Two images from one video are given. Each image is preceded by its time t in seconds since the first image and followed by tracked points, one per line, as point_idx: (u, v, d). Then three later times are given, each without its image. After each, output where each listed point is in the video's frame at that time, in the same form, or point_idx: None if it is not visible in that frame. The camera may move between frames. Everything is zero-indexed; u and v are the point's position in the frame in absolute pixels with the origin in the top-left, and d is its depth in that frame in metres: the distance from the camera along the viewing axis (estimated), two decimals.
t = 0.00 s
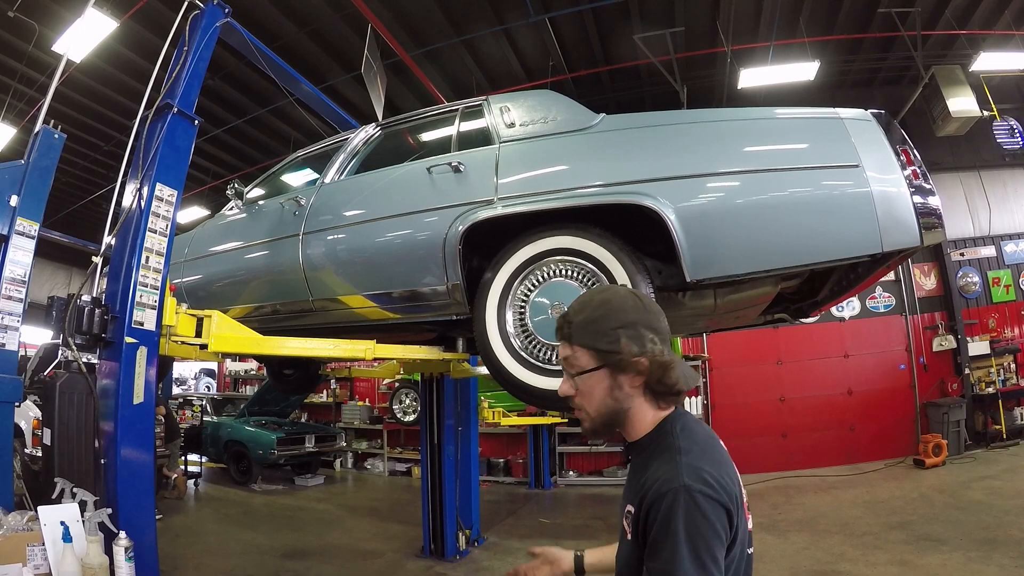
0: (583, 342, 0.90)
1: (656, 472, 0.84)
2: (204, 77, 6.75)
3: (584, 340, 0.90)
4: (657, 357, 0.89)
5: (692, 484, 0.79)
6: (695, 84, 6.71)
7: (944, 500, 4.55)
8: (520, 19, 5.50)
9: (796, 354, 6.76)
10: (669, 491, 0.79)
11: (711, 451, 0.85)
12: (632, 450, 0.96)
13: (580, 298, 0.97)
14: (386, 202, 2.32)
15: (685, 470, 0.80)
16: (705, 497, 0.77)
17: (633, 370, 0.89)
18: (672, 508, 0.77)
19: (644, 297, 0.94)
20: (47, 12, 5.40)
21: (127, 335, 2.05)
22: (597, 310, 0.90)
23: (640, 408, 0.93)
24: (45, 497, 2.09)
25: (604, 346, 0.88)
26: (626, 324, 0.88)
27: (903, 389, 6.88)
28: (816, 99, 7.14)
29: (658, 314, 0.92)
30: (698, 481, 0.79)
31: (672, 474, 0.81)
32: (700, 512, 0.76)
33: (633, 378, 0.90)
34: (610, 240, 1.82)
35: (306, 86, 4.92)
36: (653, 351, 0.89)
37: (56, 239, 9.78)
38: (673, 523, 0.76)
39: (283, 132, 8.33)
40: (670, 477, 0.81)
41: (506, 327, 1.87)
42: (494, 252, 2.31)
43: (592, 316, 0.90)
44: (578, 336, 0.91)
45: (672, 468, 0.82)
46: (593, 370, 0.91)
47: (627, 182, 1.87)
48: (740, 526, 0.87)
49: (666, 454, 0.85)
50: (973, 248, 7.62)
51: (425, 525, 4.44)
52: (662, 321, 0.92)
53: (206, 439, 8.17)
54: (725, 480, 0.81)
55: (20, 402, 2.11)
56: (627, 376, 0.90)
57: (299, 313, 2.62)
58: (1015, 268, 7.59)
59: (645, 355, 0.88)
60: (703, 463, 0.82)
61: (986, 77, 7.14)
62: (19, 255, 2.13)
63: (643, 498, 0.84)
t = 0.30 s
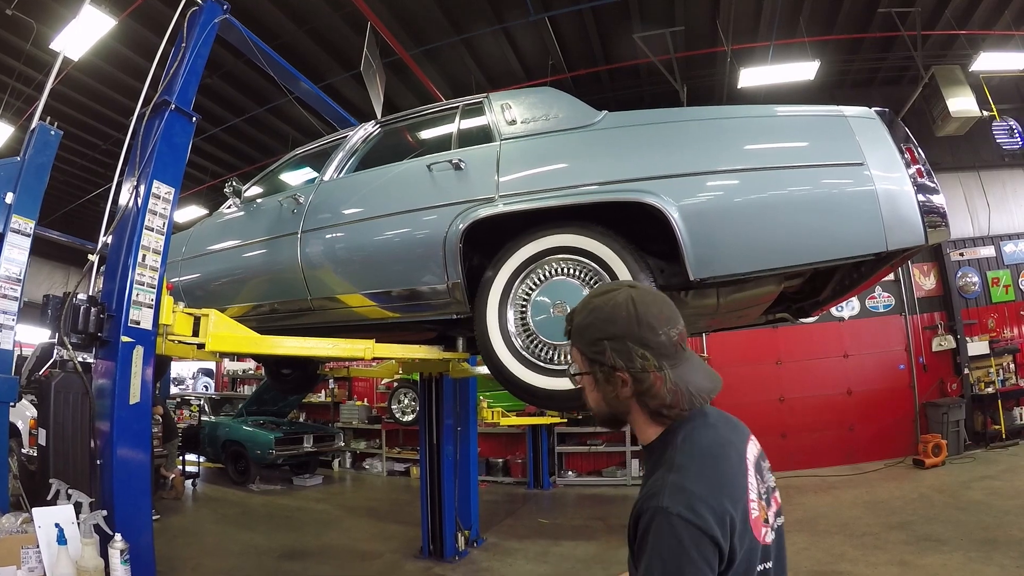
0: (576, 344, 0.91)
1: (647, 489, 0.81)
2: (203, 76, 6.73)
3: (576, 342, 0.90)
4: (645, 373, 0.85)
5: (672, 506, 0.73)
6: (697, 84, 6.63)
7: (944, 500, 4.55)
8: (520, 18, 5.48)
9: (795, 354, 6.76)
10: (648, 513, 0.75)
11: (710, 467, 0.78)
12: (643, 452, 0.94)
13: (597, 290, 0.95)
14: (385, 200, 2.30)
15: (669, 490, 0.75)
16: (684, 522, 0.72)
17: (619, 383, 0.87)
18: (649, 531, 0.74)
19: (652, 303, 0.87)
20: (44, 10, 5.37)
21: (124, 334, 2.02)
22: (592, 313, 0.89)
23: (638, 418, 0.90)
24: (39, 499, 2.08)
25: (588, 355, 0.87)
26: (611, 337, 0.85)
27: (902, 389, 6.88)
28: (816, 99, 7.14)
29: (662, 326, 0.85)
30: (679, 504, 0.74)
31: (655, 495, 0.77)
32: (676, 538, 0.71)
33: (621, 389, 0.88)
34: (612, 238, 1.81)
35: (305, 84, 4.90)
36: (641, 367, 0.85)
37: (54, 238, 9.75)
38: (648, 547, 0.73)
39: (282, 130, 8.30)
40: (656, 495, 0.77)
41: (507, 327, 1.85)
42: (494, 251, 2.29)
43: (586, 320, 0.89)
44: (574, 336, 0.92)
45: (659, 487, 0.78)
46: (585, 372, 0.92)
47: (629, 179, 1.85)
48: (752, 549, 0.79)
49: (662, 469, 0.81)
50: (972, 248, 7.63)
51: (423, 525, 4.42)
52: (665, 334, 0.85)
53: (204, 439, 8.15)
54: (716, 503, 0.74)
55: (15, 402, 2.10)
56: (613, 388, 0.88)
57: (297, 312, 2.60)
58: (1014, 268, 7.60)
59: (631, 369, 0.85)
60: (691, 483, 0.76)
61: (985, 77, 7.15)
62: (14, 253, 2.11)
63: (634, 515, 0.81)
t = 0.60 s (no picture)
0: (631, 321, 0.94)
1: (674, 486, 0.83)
2: (198, 74, 6.68)
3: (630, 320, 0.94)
4: (677, 373, 0.85)
5: (692, 510, 0.76)
6: (694, 82, 6.75)
7: (943, 501, 4.54)
8: (517, 17, 5.45)
9: (792, 354, 6.74)
10: (669, 511, 0.78)
11: (739, 474, 0.78)
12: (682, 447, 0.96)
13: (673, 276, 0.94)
14: (379, 198, 2.26)
15: (692, 494, 0.77)
16: (702, 527, 0.74)
17: (653, 372, 0.89)
18: (668, 529, 0.77)
19: (709, 307, 0.84)
20: (38, 7, 5.31)
21: (113, 334, 1.98)
22: (649, 296, 0.90)
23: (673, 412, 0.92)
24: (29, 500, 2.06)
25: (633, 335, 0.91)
26: (655, 326, 0.87)
27: (900, 390, 6.87)
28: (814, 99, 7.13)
29: (709, 334, 0.83)
30: (700, 509, 0.75)
31: (679, 496, 0.79)
32: (692, 541, 0.74)
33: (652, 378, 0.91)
34: (609, 236, 1.77)
35: (301, 82, 4.85)
36: (675, 366, 0.86)
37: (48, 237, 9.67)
38: (666, 547, 0.77)
39: (277, 129, 8.25)
40: (678, 498, 0.79)
41: (502, 327, 1.82)
42: (489, 250, 2.26)
43: (644, 300, 0.91)
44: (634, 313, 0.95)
45: (684, 489, 0.80)
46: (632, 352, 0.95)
47: (626, 177, 1.82)
48: (777, 561, 0.80)
49: (689, 471, 0.82)
50: (970, 249, 7.63)
51: (419, 527, 4.37)
52: (706, 344, 0.83)
53: (199, 440, 8.09)
54: (737, 513, 0.75)
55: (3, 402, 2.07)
56: (647, 376, 0.90)
57: (290, 312, 2.56)
58: (1012, 269, 7.61)
59: (664, 363, 0.87)
60: (714, 489, 0.77)
61: (983, 78, 7.15)
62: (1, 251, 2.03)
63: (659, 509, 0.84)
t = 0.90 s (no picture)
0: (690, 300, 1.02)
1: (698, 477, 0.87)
2: (187, 69, 6.58)
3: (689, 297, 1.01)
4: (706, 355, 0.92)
5: (710, 499, 0.80)
6: (687, 83, 6.75)
7: (932, 503, 4.56)
8: (509, 15, 5.41)
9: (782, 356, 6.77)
10: (689, 499, 0.83)
11: (761, 471, 0.82)
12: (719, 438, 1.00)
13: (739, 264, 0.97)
14: (366, 194, 2.22)
15: (712, 485, 0.82)
16: (718, 516, 0.79)
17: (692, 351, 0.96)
18: (686, 515, 0.82)
19: (749, 300, 0.87)
20: None
21: (93, 331, 1.92)
22: (705, 279, 0.96)
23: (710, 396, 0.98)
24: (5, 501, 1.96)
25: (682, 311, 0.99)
26: (697, 308, 0.93)
27: (888, 392, 6.91)
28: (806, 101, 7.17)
29: (737, 326, 0.87)
30: (718, 500, 0.80)
31: (700, 486, 0.83)
32: (708, 528, 0.79)
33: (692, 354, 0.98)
34: (599, 234, 1.74)
35: (291, 78, 4.79)
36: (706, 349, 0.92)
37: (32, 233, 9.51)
38: (684, 532, 0.82)
39: (267, 126, 8.16)
40: (699, 489, 0.84)
41: (489, 326, 1.79)
42: (477, 248, 2.23)
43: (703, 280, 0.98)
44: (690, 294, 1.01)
45: (706, 481, 0.84)
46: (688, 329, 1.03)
47: (616, 175, 1.80)
48: (797, 564, 0.82)
49: (711, 464, 0.87)
50: (960, 252, 7.68)
51: (406, 528, 4.33)
52: (736, 335, 0.87)
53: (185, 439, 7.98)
54: (755, 507, 0.79)
55: None
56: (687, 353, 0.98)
57: (277, 310, 2.52)
58: (1001, 272, 7.68)
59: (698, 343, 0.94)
60: (733, 482, 0.81)
61: (975, 82, 7.23)
62: None
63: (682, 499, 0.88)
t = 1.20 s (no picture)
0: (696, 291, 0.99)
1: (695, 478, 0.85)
2: (168, 62, 6.42)
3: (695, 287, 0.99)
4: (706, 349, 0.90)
5: (708, 499, 0.78)
6: (672, 85, 6.79)
7: (911, 505, 4.63)
8: (495, 14, 5.38)
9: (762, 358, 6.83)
10: (687, 498, 0.80)
11: (759, 473, 0.80)
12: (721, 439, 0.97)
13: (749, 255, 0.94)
14: (344, 189, 2.17)
15: (710, 485, 0.79)
16: (716, 518, 0.76)
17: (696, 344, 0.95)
18: (683, 515, 0.79)
19: (752, 292, 0.85)
20: None
21: (65, 325, 1.85)
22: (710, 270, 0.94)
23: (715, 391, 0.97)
24: None
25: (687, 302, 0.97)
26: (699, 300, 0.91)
27: (864, 395, 7.01)
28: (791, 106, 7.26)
29: (739, 319, 0.84)
30: (717, 501, 0.77)
31: (697, 486, 0.81)
32: (705, 529, 0.76)
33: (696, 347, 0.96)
34: (578, 232, 1.72)
35: (273, 71, 4.70)
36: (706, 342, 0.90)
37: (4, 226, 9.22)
38: (679, 531, 0.79)
39: (250, 121, 8.02)
40: (697, 488, 0.82)
41: (467, 323, 1.76)
42: (456, 245, 2.19)
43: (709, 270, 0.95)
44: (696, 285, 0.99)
45: (704, 480, 0.82)
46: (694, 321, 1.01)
47: (597, 172, 1.78)
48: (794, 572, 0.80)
49: (709, 464, 0.85)
50: (939, 257, 7.82)
51: (384, 529, 4.28)
52: (738, 328, 0.85)
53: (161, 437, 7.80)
54: (752, 510, 0.77)
55: None
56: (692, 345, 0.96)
57: (254, 306, 2.44)
58: (980, 277, 7.85)
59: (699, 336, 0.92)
60: (732, 483, 0.79)
61: (958, 90, 7.42)
62: None
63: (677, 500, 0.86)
